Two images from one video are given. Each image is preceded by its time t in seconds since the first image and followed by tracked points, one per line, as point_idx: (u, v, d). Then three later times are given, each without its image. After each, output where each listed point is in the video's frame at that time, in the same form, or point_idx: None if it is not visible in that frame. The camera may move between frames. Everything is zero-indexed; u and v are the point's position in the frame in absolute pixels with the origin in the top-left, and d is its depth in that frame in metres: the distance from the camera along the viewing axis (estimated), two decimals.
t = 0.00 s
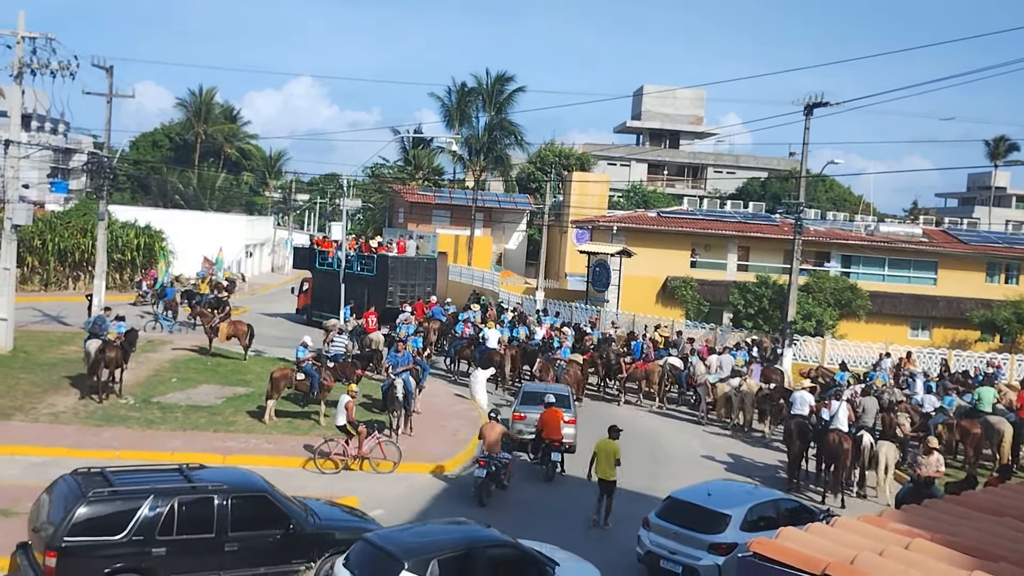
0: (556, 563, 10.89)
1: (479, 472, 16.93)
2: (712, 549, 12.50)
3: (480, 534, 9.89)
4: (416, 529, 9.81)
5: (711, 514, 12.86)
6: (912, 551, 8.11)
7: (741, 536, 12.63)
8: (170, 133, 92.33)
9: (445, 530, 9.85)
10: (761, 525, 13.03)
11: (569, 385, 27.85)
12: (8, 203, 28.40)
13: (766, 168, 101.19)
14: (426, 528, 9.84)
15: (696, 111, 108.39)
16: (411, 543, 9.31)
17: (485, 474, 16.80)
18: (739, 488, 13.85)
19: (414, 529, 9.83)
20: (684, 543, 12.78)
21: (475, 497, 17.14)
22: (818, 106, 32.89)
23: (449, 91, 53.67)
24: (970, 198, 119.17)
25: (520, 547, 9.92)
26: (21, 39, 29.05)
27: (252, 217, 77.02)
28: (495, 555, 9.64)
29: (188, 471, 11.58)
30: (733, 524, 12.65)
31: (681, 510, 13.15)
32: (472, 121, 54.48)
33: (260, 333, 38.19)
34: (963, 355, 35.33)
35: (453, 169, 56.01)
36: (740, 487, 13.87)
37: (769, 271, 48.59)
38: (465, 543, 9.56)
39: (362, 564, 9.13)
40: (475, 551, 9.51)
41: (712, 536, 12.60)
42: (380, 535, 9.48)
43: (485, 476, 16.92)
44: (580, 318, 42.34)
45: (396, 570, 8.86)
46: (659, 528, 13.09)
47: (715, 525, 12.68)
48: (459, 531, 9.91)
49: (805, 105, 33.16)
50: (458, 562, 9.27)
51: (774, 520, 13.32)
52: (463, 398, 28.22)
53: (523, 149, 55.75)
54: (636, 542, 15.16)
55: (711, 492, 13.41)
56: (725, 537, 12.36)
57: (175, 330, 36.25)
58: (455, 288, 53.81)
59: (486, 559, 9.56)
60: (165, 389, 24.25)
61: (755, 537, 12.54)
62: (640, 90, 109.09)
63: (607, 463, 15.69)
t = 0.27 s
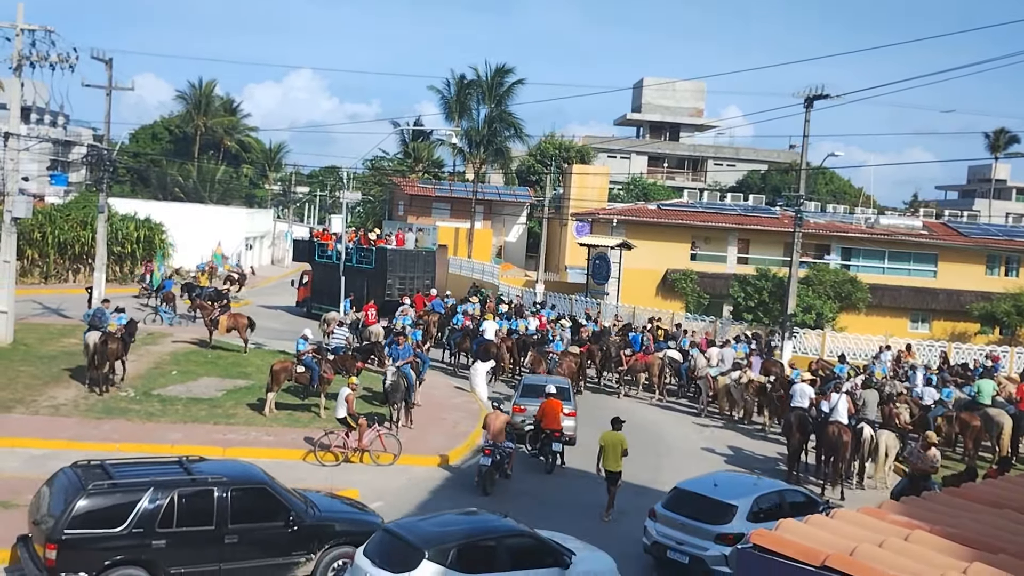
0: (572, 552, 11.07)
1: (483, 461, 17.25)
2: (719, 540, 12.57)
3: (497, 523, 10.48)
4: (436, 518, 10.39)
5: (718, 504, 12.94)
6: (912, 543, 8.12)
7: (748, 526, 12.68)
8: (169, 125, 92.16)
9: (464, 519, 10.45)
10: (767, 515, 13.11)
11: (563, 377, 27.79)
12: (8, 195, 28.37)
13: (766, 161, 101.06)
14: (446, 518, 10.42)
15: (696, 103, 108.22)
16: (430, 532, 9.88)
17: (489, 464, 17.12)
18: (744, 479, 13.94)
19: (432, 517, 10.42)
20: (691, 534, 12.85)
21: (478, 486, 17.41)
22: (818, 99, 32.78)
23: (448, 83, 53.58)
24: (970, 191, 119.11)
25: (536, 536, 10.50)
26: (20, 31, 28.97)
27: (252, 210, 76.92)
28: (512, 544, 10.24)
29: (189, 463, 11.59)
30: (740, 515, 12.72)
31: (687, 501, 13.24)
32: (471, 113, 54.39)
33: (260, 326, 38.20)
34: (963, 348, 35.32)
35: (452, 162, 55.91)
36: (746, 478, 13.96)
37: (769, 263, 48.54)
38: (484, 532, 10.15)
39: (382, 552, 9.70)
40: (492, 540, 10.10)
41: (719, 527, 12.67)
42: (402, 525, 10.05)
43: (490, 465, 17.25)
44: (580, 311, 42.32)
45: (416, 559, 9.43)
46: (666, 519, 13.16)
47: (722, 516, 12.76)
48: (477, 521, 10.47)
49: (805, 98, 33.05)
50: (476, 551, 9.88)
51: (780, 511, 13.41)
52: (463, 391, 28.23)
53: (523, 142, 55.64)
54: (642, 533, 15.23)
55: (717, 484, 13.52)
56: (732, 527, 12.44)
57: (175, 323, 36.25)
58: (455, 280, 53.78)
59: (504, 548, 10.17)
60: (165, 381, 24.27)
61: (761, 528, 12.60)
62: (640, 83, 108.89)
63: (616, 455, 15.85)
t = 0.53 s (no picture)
0: (587, 541, 11.10)
1: (487, 451, 17.27)
2: (726, 530, 12.74)
3: (513, 514, 10.60)
4: (452, 509, 10.54)
5: (725, 495, 13.08)
6: (912, 535, 8.13)
7: (755, 517, 12.82)
8: (169, 118, 92.09)
9: (479, 510, 10.58)
10: (774, 505, 13.21)
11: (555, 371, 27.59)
12: (8, 188, 28.35)
13: (766, 154, 100.95)
14: (463, 509, 10.56)
15: (696, 96, 108.09)
16: (448, 523, 10.02)
17: (494, 453, 17.19)
18: (750, 469, 14.08)
19: (450, 508, 10.56)
20: (699, 524, 12.99)
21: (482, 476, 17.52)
22: (818, 91, 32.71)
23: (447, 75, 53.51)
24: (970, 183, 119.00)
25: (553, 525, 10.61)
26: (20, 23, 28.90)
27: (252, 203, 76.90)
28: (530, 534, 10.36)
29: (189, 455, 11.61)
30: (747, 505, 12.87)
31: (694, 492, 13.38)
32: (472, 106, 54.35)
33: (260, 318, 38.23)
34: (963, 341, 35.33)
35: (452, 154, 55.87)
36: (752, 468, 14.09)
37: (769, 256, 48.53)
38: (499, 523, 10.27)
39: (401, 541, 9.81)
40: (509, 529, 10.23)
41: (726, 517, 12.83)
42: (419, 516, 10.17)
43: (493, 455, 17.31)
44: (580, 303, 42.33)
45: (435, 549, 9.55)
46: (673, 509, 13.33)
47: (729, 506, 12.91)
48: (493, 511, 10.59)
49: (805, 90, 33.00)
50: (493, 542, 9.98)
51: (788, 501, 13.54)
52: (463, 383, 28.30)
53: (523, 134, 55.57)
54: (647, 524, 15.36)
55: (723, 475, 13.64)
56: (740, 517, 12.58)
57: (175, 315, 36.27)
58: (454, 273, 53.80)
59: (521, 538, 10.28)
60: (166, 373, 24.29)
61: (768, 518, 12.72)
62: (640, 75, 108.74)
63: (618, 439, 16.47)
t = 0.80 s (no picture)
0: (600, 531, 11.37)
1: (489, 443, 17.36)
2: (732, 521, 12.78)
3: (528, 505, 10.92)
4: (469, 499, 10.92)
5: (731, 486, 13.11)
6: (912, 527, 8.14)
7: (761, 507, 12.86)
8: (169, 111, 91.94)
9: (496, 501, 10.90)
10: (780, 496, 13.22)
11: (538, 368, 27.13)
12: (8, 180, 28.31)
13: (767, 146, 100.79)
14: (481, 499, 10.92)
15: (696, 88, 107.88)
16: (463, 514, 10.41)
17: (495, 445, 17.24)
18: (757, 460, 14.07)
19: (468, 498, 10.93)
20: (705, 515, 13.03)
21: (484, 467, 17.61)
22: (819, 84, 32.59)
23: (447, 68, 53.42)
24: (971, 176, 118.86)
25: (567, 516, 10.91)
26: (19, 16, 28.84)
27: (252, 196, 76.81)
28: (543, 524, 10.65)
29: (189, 448, 11.62)
30: (753, 496, 12.89)
31: (700, 483, 13.41)
32: (472, 98, 54.27)
33: (260, 312, 38.24)
34: (963, 334, 35.32)
35: (452, 147, 55.79)
36: (759, 459, 14.09)
37: (769, 249, 48.53)
38: (515, 514, 10.59)
39: (417, 532, 10.27)
40: (525, 520, 10.55)
41: (732, 508, 12.86)
42: (436, 506, 10.60)
43: (495, 447, 17.37)
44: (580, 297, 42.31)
45: (450, 540, 9.97)
46: (680, 501, 13.38)
47: (735, 498, 12.93)
48: (507, 502, 10.90)
49: (806, 83, 32.90)
50: (506, 533, 10.30)
51: (794, 492, 13.54)
52: (462, 376, 28.33)
53: (523, 127, 55.48)
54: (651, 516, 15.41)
55: (729, 466, 13.64)
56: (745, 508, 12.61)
57: (175, 308, 36.28)
58: (455, 266, 53.77)
59: (536, 529, 10.58)
60: (166, 366, 24.30)
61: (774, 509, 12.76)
62: (640, 67, 108.54)
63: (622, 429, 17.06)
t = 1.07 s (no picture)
0: (611, 524, 11.52)
1: (490, 437, 17.40)
2: (739, 514, 12.86)
3: (539, 497, 11.01)
4: (481, 492, 11.02)
5: (737, 479, 13.21)
6: (910, 522, 8.15)
7: (767, 500, 12.97)
8: (169, 105, 91.90)
9: (509, 493, 10.99)
10: (786, 489, 13.34)
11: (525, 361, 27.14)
12: (8, 175, 28.31)
13: (767, 141, 100.71)
14: (492, 492, 11.01)
15: (697, 83, 107.76)
16: (476, 505, 10.52)
17: (495, 440, 17.31)
18: (762, 454, 14.20)
19: (481, 490, 11.03)
20: (711, 507, 13.10)
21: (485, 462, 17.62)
22: (820, 78, 32.53)
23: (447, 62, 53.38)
24: (971, 171, 118.75)
25: (577, 508, 11.04)
26: (18, 10, 28.81)
27: (252, 190, 76.81)
28: (555, 516, 10.76)
29: (190, 442, 11.63)
30: (759, 489, 13.00)
31: (707, 476, 13.49)
32: (472, 93, 54.23)
33: (260, 306, 38.26)
34: (963, 328, 35.32)
35: (452, 141, 55.74)
36: (764, 453, 14.21)
37: (769, 244, 48.50)
38: (528, 506, 10.68)
39: (431, 524, 10.38)
40: (537, 512, 10.64)
41: (739, 501, 12.95)
42: (449, 498, 10.68)
43: (496, 441, 17.41)
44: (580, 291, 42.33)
45: (464, 532, 10.07)
46: (686, 493, 13.45)
47: (741, 490, 13.02)
48: (518, 494, 10.99)
49: (807, 77, 32.85)
50: (520, 525, 10.39)
51: (799, 486, 13.67)
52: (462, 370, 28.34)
53: (523, 122, 55.42)
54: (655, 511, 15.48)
55: (735, 459, 13.75)
56: (751, 501, 12.71)
57: (176, 303, 36.30)
58: (454, 260, 53.75)
59: (548, 522, 10.69)
60: (166, 361, 24.32)
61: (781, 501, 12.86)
62: (641, 62, 108.41)
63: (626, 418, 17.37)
